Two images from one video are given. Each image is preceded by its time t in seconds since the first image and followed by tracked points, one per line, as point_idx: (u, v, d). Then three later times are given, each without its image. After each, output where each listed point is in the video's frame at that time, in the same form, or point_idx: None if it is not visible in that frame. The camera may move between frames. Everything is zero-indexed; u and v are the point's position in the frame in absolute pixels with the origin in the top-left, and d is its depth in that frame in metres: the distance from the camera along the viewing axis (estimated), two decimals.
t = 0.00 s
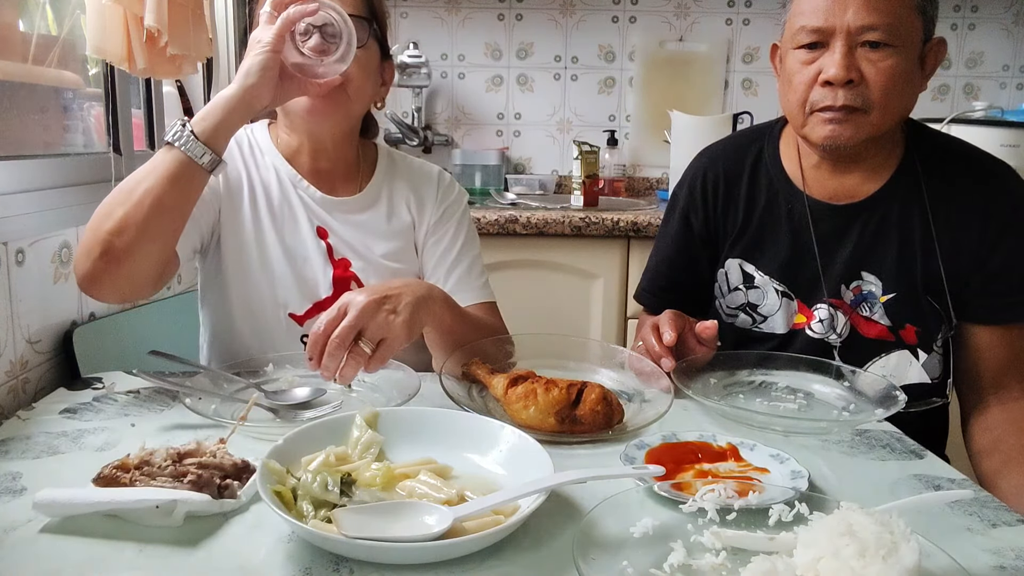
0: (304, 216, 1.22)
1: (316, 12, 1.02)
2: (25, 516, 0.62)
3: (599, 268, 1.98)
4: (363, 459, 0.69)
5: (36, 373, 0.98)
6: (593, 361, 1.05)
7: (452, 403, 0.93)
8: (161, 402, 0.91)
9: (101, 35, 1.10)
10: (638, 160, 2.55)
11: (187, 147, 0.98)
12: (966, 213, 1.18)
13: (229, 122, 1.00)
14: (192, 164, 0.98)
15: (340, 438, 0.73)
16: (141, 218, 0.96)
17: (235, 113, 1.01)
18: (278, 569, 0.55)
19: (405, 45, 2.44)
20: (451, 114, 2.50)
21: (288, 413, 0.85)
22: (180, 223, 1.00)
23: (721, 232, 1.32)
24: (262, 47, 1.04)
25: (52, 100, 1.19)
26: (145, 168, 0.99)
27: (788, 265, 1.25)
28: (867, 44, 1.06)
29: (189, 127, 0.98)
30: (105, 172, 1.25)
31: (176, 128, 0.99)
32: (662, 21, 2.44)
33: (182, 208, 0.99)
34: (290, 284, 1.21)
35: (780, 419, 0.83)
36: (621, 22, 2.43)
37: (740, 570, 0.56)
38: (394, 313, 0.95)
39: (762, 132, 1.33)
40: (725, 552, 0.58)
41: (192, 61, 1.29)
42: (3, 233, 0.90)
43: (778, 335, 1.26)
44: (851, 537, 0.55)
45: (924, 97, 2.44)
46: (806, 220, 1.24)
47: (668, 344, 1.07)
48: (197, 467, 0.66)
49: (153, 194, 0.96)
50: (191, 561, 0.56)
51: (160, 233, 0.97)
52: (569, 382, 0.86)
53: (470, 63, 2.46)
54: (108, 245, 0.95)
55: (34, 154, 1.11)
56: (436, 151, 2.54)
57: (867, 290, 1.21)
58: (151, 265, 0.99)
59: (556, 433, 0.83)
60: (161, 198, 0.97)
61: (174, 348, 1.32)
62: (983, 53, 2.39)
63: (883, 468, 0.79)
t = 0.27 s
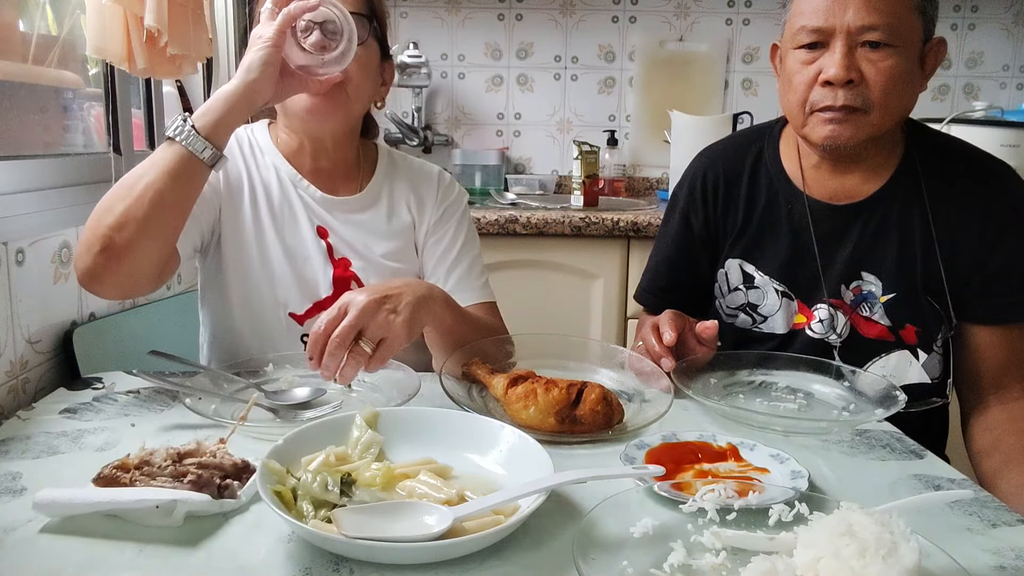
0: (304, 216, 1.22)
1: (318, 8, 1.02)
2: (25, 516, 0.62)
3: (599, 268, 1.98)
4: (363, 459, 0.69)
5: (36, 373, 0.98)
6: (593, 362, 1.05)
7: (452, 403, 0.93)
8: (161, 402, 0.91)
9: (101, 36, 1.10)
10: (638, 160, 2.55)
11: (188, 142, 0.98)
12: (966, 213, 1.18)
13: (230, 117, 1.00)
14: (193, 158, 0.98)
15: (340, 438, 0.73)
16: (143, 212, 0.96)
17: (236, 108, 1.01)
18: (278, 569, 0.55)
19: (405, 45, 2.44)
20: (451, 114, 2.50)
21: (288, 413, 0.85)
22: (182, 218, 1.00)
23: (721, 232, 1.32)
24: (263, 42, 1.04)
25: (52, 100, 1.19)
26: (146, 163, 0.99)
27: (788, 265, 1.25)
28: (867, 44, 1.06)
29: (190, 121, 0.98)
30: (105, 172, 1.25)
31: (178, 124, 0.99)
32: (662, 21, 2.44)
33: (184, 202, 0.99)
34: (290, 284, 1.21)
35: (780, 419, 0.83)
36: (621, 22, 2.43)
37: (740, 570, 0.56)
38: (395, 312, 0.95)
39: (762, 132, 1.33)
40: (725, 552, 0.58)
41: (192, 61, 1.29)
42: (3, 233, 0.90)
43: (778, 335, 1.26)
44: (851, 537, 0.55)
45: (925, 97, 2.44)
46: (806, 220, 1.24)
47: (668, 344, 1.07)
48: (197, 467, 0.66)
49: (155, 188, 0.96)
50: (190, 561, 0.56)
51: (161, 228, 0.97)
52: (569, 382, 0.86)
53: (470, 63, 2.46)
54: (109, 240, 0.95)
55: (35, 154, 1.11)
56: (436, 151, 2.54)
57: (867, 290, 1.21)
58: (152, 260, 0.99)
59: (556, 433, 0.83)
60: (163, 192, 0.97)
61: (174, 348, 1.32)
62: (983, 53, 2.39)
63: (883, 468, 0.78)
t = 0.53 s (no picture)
0: (304, 216, 1.22)
1: (320, 13, 1.01)
2: (25, 516, 0.62)
3: (599, 268, 1.98)
4: (363, 459, 0.69)
5: (36, 373, 0.98)
6: (593, 362, 1.05)
7: (452, 403, 0.93)
8: (161, 402, 0.91)
9: (101, 36, 1.10)
10: (638, 160, 2.55)
11: (189, 147, 0.97)
12: (966, 213, 1.18)
13: (232, 121, 1.00)
14: (193, 162, 0.98)
15: (340, 437, 0.73)
16: (143, 215, 0.96)
17: (237, 112, 1.01)
18: (278, 569, 0.55)
19: (405, 45, 2.44)
20: (451, 114, 2.50)
21: (288, 413, 0.85)
22: (182, 221, 1.00)
23: (721, 232, 1.32)
24: (264, 48, 1.04)
25: (52, 99, 1.19)
26: (147, 165, 0.99)
27: (788, 265, 1.25)
28: (867, 44, 1.06)
29: (190, 126, 0.98)
30: (105, 172, 1.25)
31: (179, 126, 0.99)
32: (662, 21, 2.44)
33: (184, 205, 0.99)
34: (290, 284, 1.21)
35: (780, 419, 0.83)
36: (621, 22, 2.43)
37: (740, 570, 0.56)
38: (395, 313, 0.95)
39: (762, 132, 1.33)
40: (725, 552, 0.58)
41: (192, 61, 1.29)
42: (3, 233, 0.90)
43: (778, 335, 1.26)
44: (851, 537, 0.55)
45: (924, 97, 2.44)
46: (806, 220, 1.24)
47: (668, 344, 1.07)
48: (197, 467, 0.66)
49: (155, 192, 0.96)
50: (190, 561, 0.56)
51: (161, 231, 0.97)
52: (569, 382, 0.85)
53: (470, 63, 2.46)
54: (110, 242, 0.95)
55: (35, 154, 1.11)
56: (436, 151, 2.54)
57: (867, 289, 1.21)
58: (152, 261, 0.99)
59: (556, 433, 0.83)
60: (163, 195, 0.96)
61: (174, 348, 1.32)
62: (983, 53, 2.39)
63: (883, 468, 0.78)
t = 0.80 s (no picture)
0: (304, 216, 1.22)
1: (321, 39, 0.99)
2: (25, 516, 0.62)
3: (599, 268, 1.99)
4: (363, 459, 0.69)
5: (36, 373, 0.98)
6: (593, 362, 1.05)
7: (453, 403, 0.93)
8: (161, 402, 0.91)
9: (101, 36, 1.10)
10: (638, 160, 2.55)
11: (192, 171, 0.97)
12: (966, 213, 1.18)
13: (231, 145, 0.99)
14: (196, 187, 0.98)
15: (340, 437, 0.73)
16: (147, 238, 0.96)
17: (240, 139, 1.00)
18: (278, 569, 0.55)
19: (405, 45, 2.44)
20: (451, 114, 2.50)
21: (288, 413, 0.85)
22: (184, 243, 1.00)
23: (721, 231, 1.32)
24: (266, 77, 1.01)
25: (52, 99, 1.19)
26: (151, 188, 0.99)
27: (788, 264, 1.25)
28: (867, 44, 1.06)
29: (195, 151, 0.98)
30: (105, 172, 1.25)
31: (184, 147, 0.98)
32: (662, 21, 2.44)
33: (187, 229, 0.99)
34: (289, 284, 1.21)
35: (779, 419, 0.83)
36: (621, 22, 2.43)
37: (740, 570, 0.56)
38: (397, 314, 0.95)
39: (762, 132, 1.33)
40: (725, 552, 0.58)
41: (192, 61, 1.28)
42: (3, 233, 0.90)
43: (778, 334, 1.26)
44: (851, 537, 0.55)
45: (924, 97, 2.44)
46: (806, 220, 1.24)
47: (668, 344, 1.07)
48: (197, 467, 0.66)
49: (159, 216, 0.96)
50: (190, 561, 0.56)
51: (163, 252, 0.98)
52: (570, 382, 0.85)
53: (470, 63, 2.46)
54: (112, 261, 0.96)
55: (35, 155, 1.11)
56: (436, 151, 2.54)
57: (867, 289, 1.21)
58: (153, 280, 1.00)
59: (556, 433, 0.83)
60: (168, 220, 0.97)
61: (173, 348, 1.32)
62: (983, 53, 2.39)
63: (883, 468, 0.78)
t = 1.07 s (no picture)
0: (303, 216, 1.22)
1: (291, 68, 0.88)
2: (25, 516, 0.62)
3: (599, 268, 1.99)
4: (363, 459, 0.69)
5: (36, 373, 0.98)
6: (593, 361, 1.05)
7: (452, 403, 0.93)
8: (161, 402, 0.91)
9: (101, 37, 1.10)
10: (638, 160, 2.55)
11: (177, 203, 0.97)
12: (966, 213, 1.18)
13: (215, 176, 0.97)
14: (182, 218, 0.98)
15: (340, 437, 0.73)
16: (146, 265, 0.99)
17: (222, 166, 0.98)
18: (278, 569, 0.55)
19: (405, 45, 2.44)
20: (451, 114, 2.50)
21: (288, 413, 0.85)
22: (178, 267, 1.03)
23: (720, 231, 1.32)
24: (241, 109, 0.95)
25: (52, 100, 1.19)
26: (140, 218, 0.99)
27: (789, 264, 1.25)
28: (865, 47, 1.06)
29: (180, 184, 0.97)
30: (105, 172, 1.25)
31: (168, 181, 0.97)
32: (662, 21, 2.44)
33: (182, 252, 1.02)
34: (289, 285, 1.21)
35: (779, 419, 0.83)
36: (621, 22, 2.43)
37: (740, 570, 0.56)
38: (397, 313, 0.95)
39: (762, 132, 1.33)
40: (724, 552, 0.58)
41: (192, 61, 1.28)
42: (3, 233, 0.90)
43: (778, 334, 1.26)
44: (851, 537, 0.55)
45: (924, 97, 2.44)
46: (806, 219, 1.24)
47: (668, 344, 1.07)
48: (197, 467, 0.66)
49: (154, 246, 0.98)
50: (190, 561, 0.56)
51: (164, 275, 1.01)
52: (569, 382, 0.85)
53: (470, 64, 2.46)
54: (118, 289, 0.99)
55: (34, 155, 1.11)
56: (436, 151, 2.54)
57: (867, 288, 1.21)
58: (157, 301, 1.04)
59: (556, 433, 0.83)
60: (162, 247, 0.99)
61: (173, 348, 1.32)
62: (984, 54, 2.39)
63: (883, 468, 0.78)
